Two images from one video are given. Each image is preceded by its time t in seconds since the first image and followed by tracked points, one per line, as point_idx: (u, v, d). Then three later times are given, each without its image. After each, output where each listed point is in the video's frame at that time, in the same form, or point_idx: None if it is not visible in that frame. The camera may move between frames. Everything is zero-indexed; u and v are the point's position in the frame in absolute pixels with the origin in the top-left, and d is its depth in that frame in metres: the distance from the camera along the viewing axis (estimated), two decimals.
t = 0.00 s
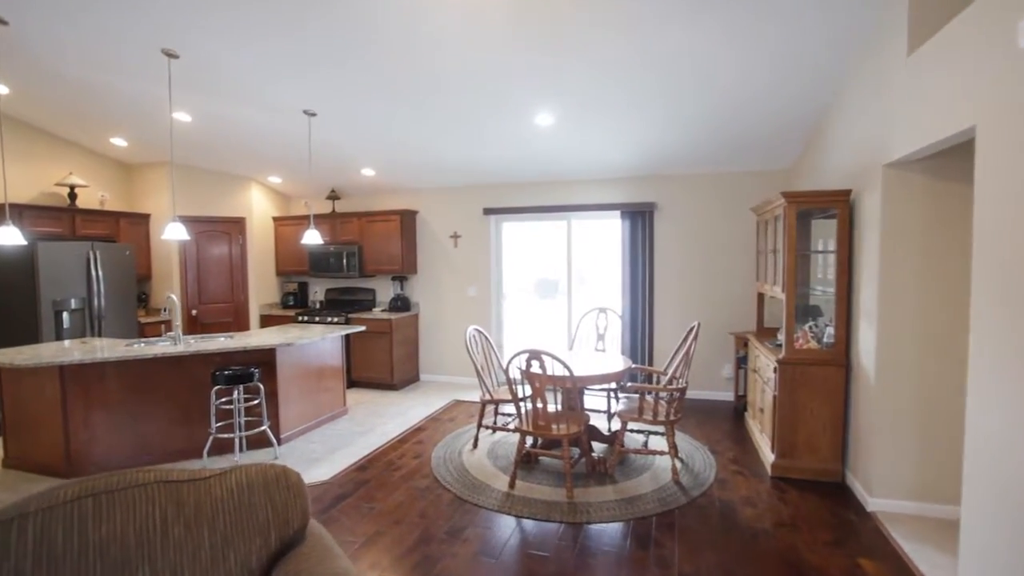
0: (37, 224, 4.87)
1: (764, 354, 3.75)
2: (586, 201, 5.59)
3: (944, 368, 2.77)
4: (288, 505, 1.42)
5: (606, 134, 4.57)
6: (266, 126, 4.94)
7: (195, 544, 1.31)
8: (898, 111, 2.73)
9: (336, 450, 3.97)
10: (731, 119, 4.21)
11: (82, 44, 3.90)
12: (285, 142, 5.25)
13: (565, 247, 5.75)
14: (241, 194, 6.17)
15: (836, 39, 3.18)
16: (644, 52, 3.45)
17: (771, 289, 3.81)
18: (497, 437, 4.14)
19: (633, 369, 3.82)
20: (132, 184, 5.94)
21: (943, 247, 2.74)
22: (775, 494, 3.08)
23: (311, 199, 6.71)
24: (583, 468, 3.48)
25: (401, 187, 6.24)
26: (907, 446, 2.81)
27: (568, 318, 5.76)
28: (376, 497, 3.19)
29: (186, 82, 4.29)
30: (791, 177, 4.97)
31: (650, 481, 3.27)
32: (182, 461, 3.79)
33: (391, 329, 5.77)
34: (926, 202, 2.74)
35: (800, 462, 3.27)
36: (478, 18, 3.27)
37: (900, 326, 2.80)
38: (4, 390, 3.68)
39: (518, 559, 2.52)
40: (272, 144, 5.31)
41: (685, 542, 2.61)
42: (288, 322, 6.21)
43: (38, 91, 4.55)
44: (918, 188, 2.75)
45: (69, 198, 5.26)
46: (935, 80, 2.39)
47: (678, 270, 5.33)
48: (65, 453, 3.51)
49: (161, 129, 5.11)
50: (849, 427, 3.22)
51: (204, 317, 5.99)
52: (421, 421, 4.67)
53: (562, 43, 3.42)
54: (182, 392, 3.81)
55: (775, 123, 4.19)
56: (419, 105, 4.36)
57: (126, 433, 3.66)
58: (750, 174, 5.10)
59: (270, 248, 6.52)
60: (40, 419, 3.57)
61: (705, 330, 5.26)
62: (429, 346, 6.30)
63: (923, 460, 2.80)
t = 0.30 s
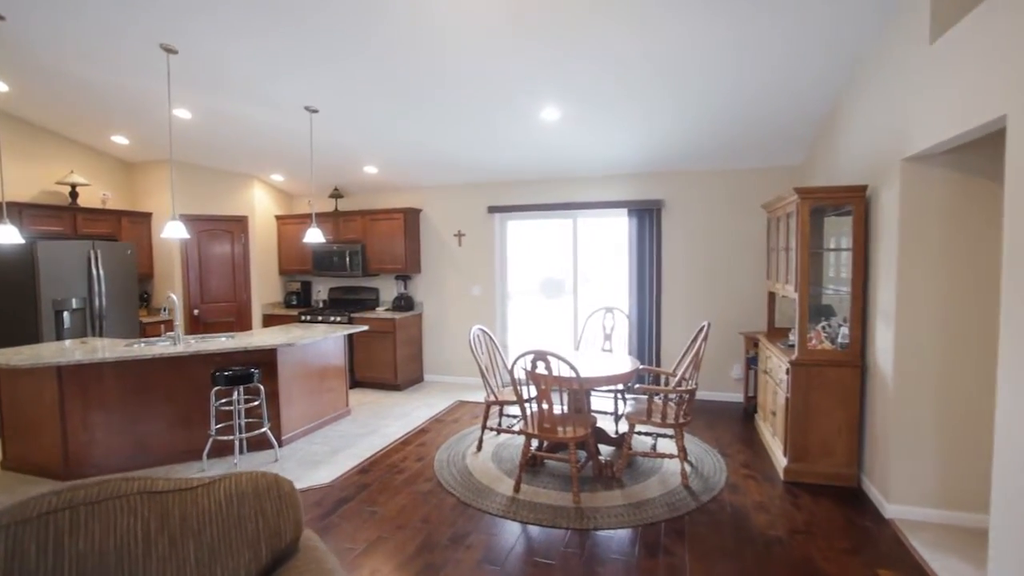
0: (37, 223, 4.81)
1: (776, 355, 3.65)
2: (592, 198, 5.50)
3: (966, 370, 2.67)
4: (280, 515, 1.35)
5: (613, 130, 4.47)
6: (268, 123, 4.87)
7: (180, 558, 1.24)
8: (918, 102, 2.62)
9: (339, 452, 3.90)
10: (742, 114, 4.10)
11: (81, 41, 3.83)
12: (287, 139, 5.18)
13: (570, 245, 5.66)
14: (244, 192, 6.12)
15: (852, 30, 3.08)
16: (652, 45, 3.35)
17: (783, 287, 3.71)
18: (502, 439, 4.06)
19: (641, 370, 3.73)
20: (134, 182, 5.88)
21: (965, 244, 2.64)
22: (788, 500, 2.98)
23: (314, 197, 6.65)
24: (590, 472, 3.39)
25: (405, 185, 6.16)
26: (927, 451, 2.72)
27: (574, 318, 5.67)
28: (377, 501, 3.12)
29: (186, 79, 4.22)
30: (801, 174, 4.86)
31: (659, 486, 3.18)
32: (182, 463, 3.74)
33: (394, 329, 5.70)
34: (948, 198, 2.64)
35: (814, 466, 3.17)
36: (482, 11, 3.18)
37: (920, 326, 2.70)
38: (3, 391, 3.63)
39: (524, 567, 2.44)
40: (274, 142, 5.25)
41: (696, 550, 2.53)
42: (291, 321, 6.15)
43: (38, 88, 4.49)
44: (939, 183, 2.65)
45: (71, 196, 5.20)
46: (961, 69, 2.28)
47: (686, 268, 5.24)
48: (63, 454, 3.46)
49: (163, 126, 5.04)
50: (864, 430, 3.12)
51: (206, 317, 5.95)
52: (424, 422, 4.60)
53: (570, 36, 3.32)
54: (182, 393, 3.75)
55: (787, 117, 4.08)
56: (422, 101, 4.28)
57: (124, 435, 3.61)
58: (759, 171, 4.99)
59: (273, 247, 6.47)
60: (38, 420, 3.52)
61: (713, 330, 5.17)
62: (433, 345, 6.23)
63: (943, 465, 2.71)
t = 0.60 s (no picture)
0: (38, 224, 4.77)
1: (790, 356, 3.52)
2: (599, 196, 5.39)
3: (992, 373, 2.55)
4: (266, 531, 1.25)
5: (621, 126, 4.36)
6: (270, 122, 4.80)
7: None
8: (943, 93, 2.49)
9: (341, 455, 3.83)
10: (754, 109, 3.98)
11: (79, 39, 3.77)
12: (289, 138, 5.11)
13: (577, 244, 5.56)
14: (247, 192, 6.06)
15: (871, 20, 2.95)
16: (661, 39, 3.23)
17: (797, 287, 3.58)
18: (507, 443, 3.97)
19: (650, 372, 3.62)
20: (137, 182, 5.83)
21: (991, 242, 2.53)
22: (805, 508, 2.87)
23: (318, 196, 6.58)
24: (598, 477, 3.29)
25: (409, 183, 6.08)
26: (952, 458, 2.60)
27: (581, 318, 5.57)
28: (379, 508, 3.03)
29: (186, 77, 4.15)
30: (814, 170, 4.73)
31: (669, 492, 3.07)
32: (181, 467, 3.68)
33: (398, 330, 5.62)
34: (974, 194, 2.53)
35: (831, 473, 3.06)
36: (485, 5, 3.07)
37: (944, 328, 2.59)
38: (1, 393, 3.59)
39: None
40: (276, 140, 5.18)
41: (709, 562, 2.42)
42: (295, 322, 6.09)
43: (37, 88, 4.44)
44: (964, 179, 2.53)
45: (73, 196, 5.15)
46: (991, 56, 2.15)
47: (696, 267, 5.12)
48: (61, 459, 3.41)
49: (164, 126, 4.98)
50: (884, 436, 3.00)
51: (210, 317, 5.90)
52: (428, 425, 4.51)
53: (577, 31, 3.22)
54: (182, 395, 3.69)
55: (801, 112, 3.95)
56: (425, 98, 4.19)
57: (123, 438, 3.55)
58: (770, 167, 4.86)
59: (276, 246, 6.41)
60: (35, 423, 3.47)
61: (723, 330, 5.05)
62: (438, 346, 6.15)
63: (969, 473, 2.60)
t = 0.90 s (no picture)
0: (38, 225, 4.71)
1: (804, 360, 3.39)
2: (606, 195, 5.27)
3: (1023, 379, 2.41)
4: (239, 556, 1.16)
5: (628, 122, 4.23)
6: (270, 121, 4.72)
7: None
8: (969, 83, 2.35)
9: (341, 461, 3.74)
10: (766, 104, 3.84)
11: (74, 39, 3.69)
12: (291, 137, 5.03)
13: (584, 244, 5.44)
14: (249, 192, 6.00)
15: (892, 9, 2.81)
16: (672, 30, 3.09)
17: (812, 287, 3.45)
18: (510, 448, 3.87)
19: (659, 376, 3.50)
20: (139, 183, 5.77)
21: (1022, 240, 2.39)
22: (822, 520, 2.74)
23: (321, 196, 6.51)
24: (604, 486, 3.17)
25: (412, 182, 5.99)
26: (979, 468, 2.47)
27: (587, 320, 5.45)
28: (378, 517, 2.94)
29: (184, 76, 4.07)
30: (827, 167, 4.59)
31: (679, 503, 2.95)
32: (178, 473, 3.60)
33: (402, 332, 5.53)
34: (1003, 190, 2.39)
35: (849, 482, 2.92)
36: None
37: (970, 331, 2.45)
38: None
39: None
40: (278, 140, 5.10)
41: None
42: (298, 324, 6.02)
43: (35, 89, 4.38)
44: (993, 174, 2.40)
45: (73, 198, 5.10)
46: None
47: (705, 268, 4.98)
48: (56, 466, 3.34)
49: (165, 126, 4.91)
50: (905, 444, 2.86)
51: (212, 319, 5.84)
52: (430, 429, 4.42)
53: (584, 23, 3.09)
54: (179, 399, 3.62)
55: (815, 106, 3.81)
56: (428, 95, 4.08)
57: (119, 443, 3.48)
58: (783, 164, 4.72)
59: (279, 247, 6.35)
60: (31, 429, 3.42)
61: (734, 332, 4.91)
62: (442, 348, 6.05)
63: (998, 485, 2.46)
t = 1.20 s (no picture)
0: (43, 226, 4.67)
1: (822, 366, 3.25)
2: (615, 195, 5.15)
3: None
4: None
5: (639, 120, 4.11)
6: (274, 121, 4.65)
7: None
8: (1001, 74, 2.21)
9: (343, 467, 3.65)
10: (782, 100, 3.71)
11: (76, 39, 3.64)
12: (295, 138, 4.97)
13: (592, 245, 5.32)
14: (254, 193, 5.96)
15: None
16: (684, 22, 2.96)
17: (831, 290, 3.31)
18: (517, 455, 3.76)
19: (670, 381, 3.38)
20: (145, 184, 5.74)
21: None
22: (843, 535, 2.60)
23: (326, 197, 6.46)
24: (613, 496, 3.06)
25: (419, 183, 5.92)
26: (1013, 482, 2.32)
27: (596, 322, 5.34)
28: (379, 527, 2.84)
29: (187, 76, 4.01)
30: (844, 165, 4.44)
31: (691, 514, 2.82)
32: (179, 478, 3.53)
33: (407, 334, 5.44)
34: None
35: (871, 495, 2.79)
36: None
37: (1003, 337, 2.31)
38: None
39: None
40: (282, 141, 5.05)
41: None
42: (303, 326, 5.96)
43: (38, 89, 4.34)
44: None
45: (78, 198, 5.07)
46: None
47: (717, 269, 4.85)
48: (55, 471, 3.29)
49: (168, 127, 4.86)
50: (931, 455, 2.72)
51: (216, 321, 5.79)
52: (435, 434, 4.32)
53: (593, 16, 2.98)
54: (179, 403, 3.55)
55: (832, 101, 3.67)
56: (432, 94, 3.99)
57: (118, 448, 3.42)
58: (798, 163, 4.58)
59: (284, 248, 6.30)
60: (30, 433, 3.37)
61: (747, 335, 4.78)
62: (448, 351, 5.96)
63: None
